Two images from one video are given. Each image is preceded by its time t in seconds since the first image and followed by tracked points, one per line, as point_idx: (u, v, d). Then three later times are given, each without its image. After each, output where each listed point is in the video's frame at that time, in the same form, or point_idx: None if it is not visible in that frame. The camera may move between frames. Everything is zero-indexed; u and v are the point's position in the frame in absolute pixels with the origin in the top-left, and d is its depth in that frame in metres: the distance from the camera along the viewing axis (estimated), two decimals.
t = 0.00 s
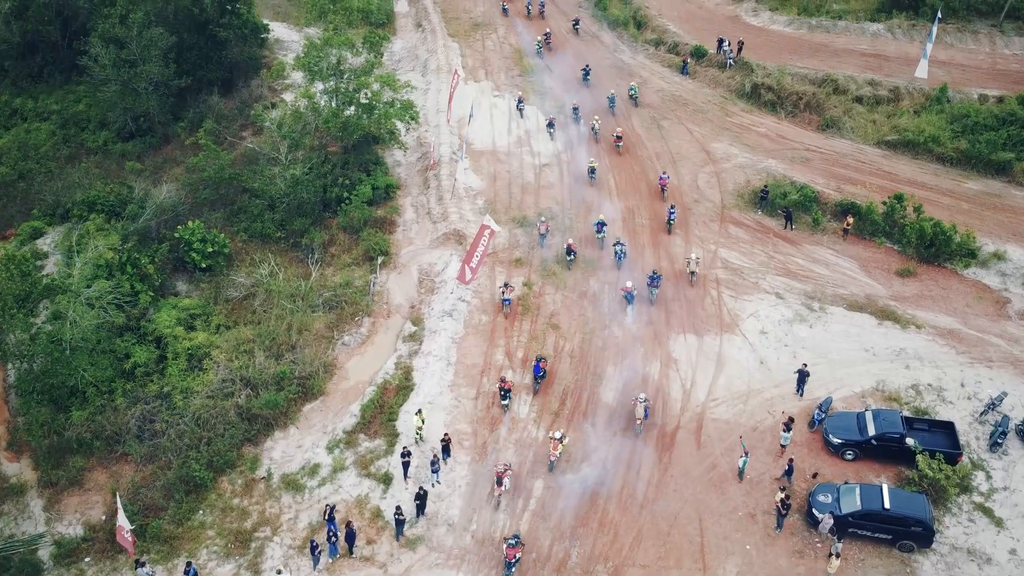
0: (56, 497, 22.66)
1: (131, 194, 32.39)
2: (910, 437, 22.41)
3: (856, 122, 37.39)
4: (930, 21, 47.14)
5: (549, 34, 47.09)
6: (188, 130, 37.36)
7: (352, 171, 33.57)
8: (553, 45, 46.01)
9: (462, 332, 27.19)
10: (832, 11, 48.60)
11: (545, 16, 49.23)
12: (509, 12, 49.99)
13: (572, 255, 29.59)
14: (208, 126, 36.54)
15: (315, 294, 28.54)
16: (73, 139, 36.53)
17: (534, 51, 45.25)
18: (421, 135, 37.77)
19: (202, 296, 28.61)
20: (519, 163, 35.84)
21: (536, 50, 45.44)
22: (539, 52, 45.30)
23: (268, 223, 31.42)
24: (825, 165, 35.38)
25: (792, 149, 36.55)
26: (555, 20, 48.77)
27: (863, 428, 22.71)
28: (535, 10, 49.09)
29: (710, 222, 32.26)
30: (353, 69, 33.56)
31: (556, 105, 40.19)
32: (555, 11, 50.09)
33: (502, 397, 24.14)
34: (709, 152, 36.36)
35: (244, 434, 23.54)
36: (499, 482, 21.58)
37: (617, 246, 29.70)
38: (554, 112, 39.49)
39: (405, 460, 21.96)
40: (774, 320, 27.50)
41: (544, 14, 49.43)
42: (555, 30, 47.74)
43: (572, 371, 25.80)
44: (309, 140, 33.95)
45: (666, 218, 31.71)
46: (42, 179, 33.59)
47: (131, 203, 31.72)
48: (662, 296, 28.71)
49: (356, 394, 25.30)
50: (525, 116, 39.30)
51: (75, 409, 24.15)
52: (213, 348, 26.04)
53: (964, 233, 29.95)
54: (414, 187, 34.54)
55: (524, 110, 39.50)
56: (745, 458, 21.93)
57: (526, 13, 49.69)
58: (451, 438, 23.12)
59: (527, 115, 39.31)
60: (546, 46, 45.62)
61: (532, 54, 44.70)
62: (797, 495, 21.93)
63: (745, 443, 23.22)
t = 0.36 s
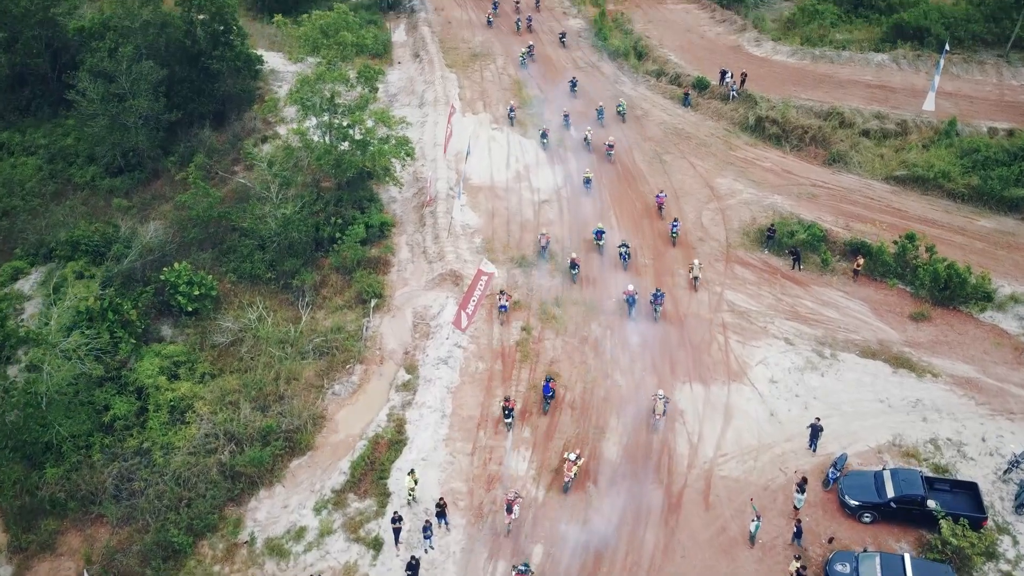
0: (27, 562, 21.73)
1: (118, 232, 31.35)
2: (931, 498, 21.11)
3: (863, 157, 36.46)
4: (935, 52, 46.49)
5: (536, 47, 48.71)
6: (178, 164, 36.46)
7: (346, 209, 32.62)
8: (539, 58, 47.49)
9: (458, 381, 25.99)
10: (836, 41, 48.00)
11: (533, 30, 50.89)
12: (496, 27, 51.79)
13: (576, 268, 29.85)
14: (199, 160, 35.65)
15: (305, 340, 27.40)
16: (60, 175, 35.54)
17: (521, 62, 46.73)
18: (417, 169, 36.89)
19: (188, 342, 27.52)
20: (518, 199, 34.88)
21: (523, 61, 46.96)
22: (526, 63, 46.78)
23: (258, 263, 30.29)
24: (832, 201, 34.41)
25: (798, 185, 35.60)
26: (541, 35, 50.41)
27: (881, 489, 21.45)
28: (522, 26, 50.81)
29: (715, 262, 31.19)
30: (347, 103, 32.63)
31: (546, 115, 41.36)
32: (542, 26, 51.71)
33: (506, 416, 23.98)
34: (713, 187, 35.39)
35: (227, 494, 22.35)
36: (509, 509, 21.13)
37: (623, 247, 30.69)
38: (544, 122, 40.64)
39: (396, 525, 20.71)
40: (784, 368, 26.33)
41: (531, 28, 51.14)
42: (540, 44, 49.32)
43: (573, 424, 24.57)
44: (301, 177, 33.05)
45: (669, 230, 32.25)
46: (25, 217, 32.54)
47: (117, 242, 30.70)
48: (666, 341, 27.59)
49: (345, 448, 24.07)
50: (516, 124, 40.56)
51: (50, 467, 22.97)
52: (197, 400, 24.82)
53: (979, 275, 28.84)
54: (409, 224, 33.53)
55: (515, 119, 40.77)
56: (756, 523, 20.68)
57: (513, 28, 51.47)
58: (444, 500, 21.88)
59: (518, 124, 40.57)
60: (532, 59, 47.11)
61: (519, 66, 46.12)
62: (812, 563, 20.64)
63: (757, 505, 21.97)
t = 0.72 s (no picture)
0: None
1: (102, 271, 30.24)
2: (956, 564, 19.77)
3: (871, 191, 35.49)
4: (941, 81, 45.85)
5: (522, 60, 50.49)
6: (167, 199, 35.48)
7: (339, 247, 31.61)
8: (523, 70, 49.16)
9: (453, 432, 24.78)
10: (840, 70, 47.39)
11: (521, 44, 52.58)
12: (484, 40, 53.60)
13: (576, 280, 30.19)
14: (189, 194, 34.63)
15: (294, 388, 26.23)
16: (46, 210, 34.52)
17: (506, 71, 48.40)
18: (413, 204, 35.95)
19: (172, 390, 26.37)
20: (516, 236, 33.87)
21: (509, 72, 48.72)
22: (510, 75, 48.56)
23: (247, 304, 29.15)
24: (841, 238, 33.39)
25: (805, 221, 34.61)
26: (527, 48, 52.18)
27: (902, 554, 20.17)
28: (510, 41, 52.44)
29: (721, 303, 30.11)
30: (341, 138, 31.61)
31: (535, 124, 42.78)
32: (529, 40, 53.35)
33: (506, 429, 24.11)
34: (718, 223, 34.40)
35: (207, 559, 21.12)
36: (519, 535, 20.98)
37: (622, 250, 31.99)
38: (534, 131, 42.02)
39: None
40: (795, 419, 25.14)
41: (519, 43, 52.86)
42: (524, 57, 51.10)
43: (574, 480, 23.32)
44: (293, 215, 32.06)
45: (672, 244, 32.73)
46: (7, 256, 31.46)
47: (100, 281, 29.57)
48: (671, 387, 26.43)
49: (335, 506, 22.80)
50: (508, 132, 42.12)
51: (20, 529, 21.69)
52: (178, 455, 23.73)
53: (996, 318, 27.74)
54: (404, 262, 32.47)
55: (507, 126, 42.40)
56: None
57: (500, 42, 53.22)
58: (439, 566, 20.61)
59: (510, 131, 42.10)
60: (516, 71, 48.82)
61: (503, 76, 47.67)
62: None
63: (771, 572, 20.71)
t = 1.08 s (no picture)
0: None
1: (85, 312, 29.19)
2: None
3: (881, 226, 34.46)
4: (947, 111, 45.19)
5: (509, 73, 52.23)
6: (156, 235, 34.46)
7: (332, 286, 30.58)
8: (509, 83, 50.94)
9: (448, 487, 23.54)
10: (844, 99, 46.77)
11: (509, 59, 54.29)
12: (473, 54, 55.49)
13: (576, 291, 30.63)
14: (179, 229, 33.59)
15: (282, 439, 25.02)
16: (30, 246, 33.51)
17: (490, 83, 50.24)
18: (409, 240, 34.98)
19: (153, 440, 25.20)
20: (515, 273, 32.83)
21: (495, 84, 50.51)
22: (496, 87, 50.39)
23: (235, 347, 28.00)
24: (850, 276, 32.34)
25: (813, 257, 33.58)
26: (515, 62, 53.92)
27: None
28: (498, 56, 54.20)
29: (728, 345, 28.94)
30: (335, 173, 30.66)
31: (523, 133, 44.38)
32: (517, 55, 55.06)
33: (506, 442, 24.22)
34: (723, 260, 33.37)
35: None
36: (533, 556, 20.90)
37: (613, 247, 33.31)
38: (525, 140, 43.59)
39: None
40: (808, 472, 23.93)
41: (508, 57, 54.53)
42: (510, 70, 52.85)
43: (576, 541, 22.05)
44: (284, 253, 31.06)
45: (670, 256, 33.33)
46: None
47: (83, 324, 28.53)
48: (677, 437, 25.19)
49: (322, 569, 21.52)
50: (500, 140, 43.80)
51: None
52: (158, 513, 22.53)
53: (1015, 363, 26.58)
54: (399, 301, 31.40)
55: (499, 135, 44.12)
56: None
57: (489, 57, 54.90)
58: None
59: (501, 139, 43.81)
60: (501, 83, 50.60)
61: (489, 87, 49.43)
62: None
63: None
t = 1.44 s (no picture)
0: None
1: (65, 352, 28.03)
2: None
3: (891, 260, 33.46)
4: (955, 139, 44.42)
5: (497, 86, 53.79)
6: (144, 270, 33.50)
7: (324, 324, 29.52)
8: (497, 95, 52.56)
9: (442, 544, 22.28)
10: (849, 127, 46.03)
11: (498, 74, 55.75)
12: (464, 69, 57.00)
13: (573, 301, 31.09)
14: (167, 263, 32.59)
15: (268, 490, 23.83)
16: (13, 282, 32.45)
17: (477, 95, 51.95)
18: (404, 274, 33.97)
19: (133, 491, 24.07)
20: (514, 309, 31.78)
21: (484, 96, 52.16)
22: (484, 99, 51.98)
23: (221, 389, 26.88)
24: (861, 313, 31.27)
25: (821, 293, 32.55)
26: (503, 76, 55.44)
27: None
28: (488, 71, 55.81)
29: (735, 388, 27.79)
30: (328, 208, 29.74)
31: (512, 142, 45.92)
32: (505, 70, 56.60)
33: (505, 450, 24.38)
34: (729, 295, 32.33)
35: None
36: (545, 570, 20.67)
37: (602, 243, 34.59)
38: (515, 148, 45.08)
39: None
40: (822, 527, 22.68)
41: (497, 72, 56.02)
42: (498, 83, 54.43)
43: None
44: (275, 290, 30.00)
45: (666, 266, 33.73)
46: None
47: (62, 364, 27.39)
48: (684, 488, 23.98)
49: None
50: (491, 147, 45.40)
51: None
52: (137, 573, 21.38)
53: None
54: (394, 339, 30.30)
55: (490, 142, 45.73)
56: None
57: (479, 72, 56.30)
58: None
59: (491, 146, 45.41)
60: (488, 95, 52.26)
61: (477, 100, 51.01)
62: None
63: None
